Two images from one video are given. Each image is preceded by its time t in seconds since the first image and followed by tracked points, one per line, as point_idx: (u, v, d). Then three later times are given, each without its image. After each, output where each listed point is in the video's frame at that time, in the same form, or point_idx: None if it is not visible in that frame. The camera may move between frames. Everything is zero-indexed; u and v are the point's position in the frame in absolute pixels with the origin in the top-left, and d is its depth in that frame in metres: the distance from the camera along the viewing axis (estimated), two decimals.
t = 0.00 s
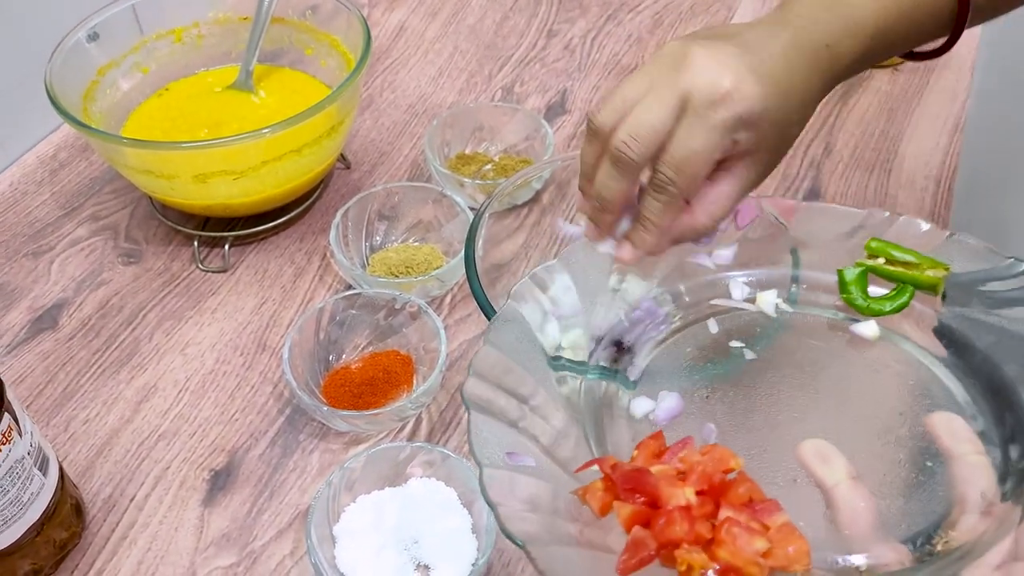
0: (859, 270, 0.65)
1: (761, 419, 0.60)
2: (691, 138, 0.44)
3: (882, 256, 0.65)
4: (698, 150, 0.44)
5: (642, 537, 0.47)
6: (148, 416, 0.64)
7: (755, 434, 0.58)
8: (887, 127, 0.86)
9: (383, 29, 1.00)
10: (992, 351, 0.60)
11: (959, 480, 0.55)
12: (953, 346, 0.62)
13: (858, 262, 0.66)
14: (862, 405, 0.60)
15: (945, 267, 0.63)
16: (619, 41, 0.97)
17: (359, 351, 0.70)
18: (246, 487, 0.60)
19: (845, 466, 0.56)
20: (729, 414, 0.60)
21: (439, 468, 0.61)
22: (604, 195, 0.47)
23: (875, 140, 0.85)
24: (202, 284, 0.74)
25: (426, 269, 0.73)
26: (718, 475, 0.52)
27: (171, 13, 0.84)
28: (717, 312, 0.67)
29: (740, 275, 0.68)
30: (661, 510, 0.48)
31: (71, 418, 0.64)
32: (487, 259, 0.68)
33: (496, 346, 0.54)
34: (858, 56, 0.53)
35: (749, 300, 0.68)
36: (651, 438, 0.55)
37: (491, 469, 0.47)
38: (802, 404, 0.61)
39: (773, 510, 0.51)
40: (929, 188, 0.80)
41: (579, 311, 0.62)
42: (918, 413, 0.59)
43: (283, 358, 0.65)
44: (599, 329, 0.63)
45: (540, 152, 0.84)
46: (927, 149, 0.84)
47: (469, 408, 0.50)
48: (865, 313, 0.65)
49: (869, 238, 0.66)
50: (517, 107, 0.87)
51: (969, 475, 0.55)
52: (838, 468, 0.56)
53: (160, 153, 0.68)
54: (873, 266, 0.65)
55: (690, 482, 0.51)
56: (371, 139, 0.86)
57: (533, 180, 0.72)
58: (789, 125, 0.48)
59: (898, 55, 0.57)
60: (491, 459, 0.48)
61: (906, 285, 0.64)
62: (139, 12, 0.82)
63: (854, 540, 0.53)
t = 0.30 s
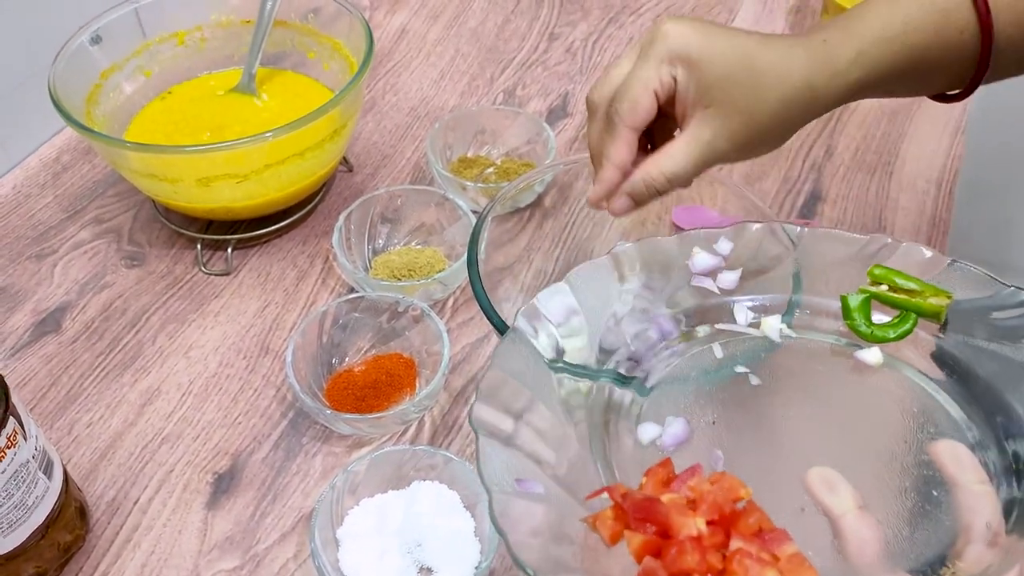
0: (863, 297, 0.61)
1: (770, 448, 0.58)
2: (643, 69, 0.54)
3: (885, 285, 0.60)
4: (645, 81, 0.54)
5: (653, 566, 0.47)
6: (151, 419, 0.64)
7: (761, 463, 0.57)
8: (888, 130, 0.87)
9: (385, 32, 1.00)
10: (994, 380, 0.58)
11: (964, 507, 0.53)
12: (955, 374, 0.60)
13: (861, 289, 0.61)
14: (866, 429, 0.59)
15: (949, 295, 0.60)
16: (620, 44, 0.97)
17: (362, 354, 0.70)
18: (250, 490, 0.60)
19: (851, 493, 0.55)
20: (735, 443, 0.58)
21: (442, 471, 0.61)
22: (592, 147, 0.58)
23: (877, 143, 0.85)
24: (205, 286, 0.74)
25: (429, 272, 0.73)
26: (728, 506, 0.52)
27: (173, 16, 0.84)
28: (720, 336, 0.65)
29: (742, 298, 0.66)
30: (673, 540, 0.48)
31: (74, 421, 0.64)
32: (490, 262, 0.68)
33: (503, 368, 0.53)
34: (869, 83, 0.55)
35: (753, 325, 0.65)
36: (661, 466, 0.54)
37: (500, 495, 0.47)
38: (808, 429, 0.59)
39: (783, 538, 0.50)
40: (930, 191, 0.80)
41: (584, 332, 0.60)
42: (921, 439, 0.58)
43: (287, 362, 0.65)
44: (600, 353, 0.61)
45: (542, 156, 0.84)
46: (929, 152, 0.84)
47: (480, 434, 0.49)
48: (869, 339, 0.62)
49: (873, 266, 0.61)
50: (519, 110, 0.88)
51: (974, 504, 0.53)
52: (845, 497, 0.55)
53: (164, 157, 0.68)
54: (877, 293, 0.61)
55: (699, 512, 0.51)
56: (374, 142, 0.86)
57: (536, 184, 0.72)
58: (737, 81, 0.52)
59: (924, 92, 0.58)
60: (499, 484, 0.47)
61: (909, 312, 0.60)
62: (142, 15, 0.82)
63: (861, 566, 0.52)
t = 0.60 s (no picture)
0: (861, 316, 0.60)
1: (770, 478, 0.56)
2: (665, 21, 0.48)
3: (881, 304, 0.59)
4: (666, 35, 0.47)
5: None
6: (154, 419, 0.64)
7: (764, 494, 0.55)
8: (891, 129, 0.87)
9: (387, 32, 1.00)
10: (998, 402, 0.56)
11: (973, 535, 0.51)
12: (957, 395, 0.58)
13: (858, 307, 0.60)
14: (871, 452, 0.57)
15: (948, 313, 0.58)
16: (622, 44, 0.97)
17: (365, 355, 0.70)
18: (253, 490, 0.60)
19: (858, 524, 0.52)
20: (734, 468, 0.56)
21: (445, 472, 0.61)
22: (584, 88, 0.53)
23: (879, 143, 0.85)
24: (207, 287, 0.74)
25: (431, 273, 0.73)
26: (734, 542, 0.48)
27: (176, 16, 0.84)
28: (712, 358, 0.63)
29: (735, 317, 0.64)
30: None
31: (78, 421, 0.64)
32: (493, 262, 0.68)
33: (493, 396, 0.50)
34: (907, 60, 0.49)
35: (749, 346, 0.63)
36: (660, 498, 0.52)
37: (495, 534, 0.44)
38: (809, 453, 0.57)
39: None
40: (933, 190, 0.80)
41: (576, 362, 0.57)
42: (926, 465, 0.55)
43: (290, 363, 0.65)
44: (598, 366, 0.59)
45: (544, 156, 0.84)
46: (932, 152, 0.84)
47: (469, 469, 0.46)
48: (867, 359, 0.60)
49: (870, 284, 0.59)
50: (522, 110, 0.87)
51: (981, 530, 0.51)
52: (851, 528, 0.52)
53: (167, 157, 0.68)
54: (875, 312, 0.59)
55: (705, 550, 0.47)
56: (376, 143, 0.86)
57: (539, 184, 0.72)
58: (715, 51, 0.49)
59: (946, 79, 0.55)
60: (491, 523, 0.45)
61: (908, 331, 0.59)
62: (144, 15, 0.82)
63: None
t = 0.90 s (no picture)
0: (873, 272, 0.61)
1: (765, 424, 0.59)
2: (636, 226, 0.41)
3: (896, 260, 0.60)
4: (693, 285, 0.40)
5: (637, 509, 0.46)
6: (152, 418, 0.64)
7: (760, 435, 0.58)
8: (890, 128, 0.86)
9: (386, 31, 1.00)
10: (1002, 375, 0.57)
11: (958, 479, 0.53)
12: (960, 352, 0.59)
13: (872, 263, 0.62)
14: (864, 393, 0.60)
15: (959, 274, 0.60)
16: (622, 43, 0.97)
17: (363, 354, 0.70)
18: (251, 490, 0.60)
19: (844, 456, 0.56)
20: (733, 410, 0.60)
21: (443, 471, 0.61)
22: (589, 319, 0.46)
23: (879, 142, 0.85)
24: (206, 286, 0.74)
25: (430, 272, 0.73)
26: (718, 454, 0.51)
27: (174, 15, 0.84)
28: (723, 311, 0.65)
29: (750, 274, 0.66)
30: (658, 483, 0.47)
31: (76, 421, 0.64)
32: (492, 261, 0.68)
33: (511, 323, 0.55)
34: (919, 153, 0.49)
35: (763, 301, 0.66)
36: (656, 416, 0.53)
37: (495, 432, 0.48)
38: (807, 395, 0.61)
39: (771, 492, 0.50)
40: (933, 189, 0.80)
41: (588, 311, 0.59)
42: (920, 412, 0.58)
43: (288, 362, 0.64)
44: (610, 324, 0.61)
45: (543, 155, 0.84)
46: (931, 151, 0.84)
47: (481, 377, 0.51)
48: (877, 315, 0.62)
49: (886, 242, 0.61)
50: (521, 109, 0.87)
51: (969, 475, 0.53)
52: (836, 459, 0.56)
53: (167, 156, 0.68)
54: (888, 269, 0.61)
55: (689, 458, 0.50)
56: (375, 142, 0.86)
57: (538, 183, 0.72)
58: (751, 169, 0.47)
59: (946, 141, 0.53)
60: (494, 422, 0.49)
61: (920, 289, 0.60)
62: (143, 14, 0.82)
63: (848, 531, 0.53)
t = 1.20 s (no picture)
0: (837, 279, 0.64)
1: (739, 432, 0.59)
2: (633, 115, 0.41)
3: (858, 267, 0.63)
4: (678, 162, 0.40)
5: (614, 546, 0.47)
6: (152, 418, 0.64)
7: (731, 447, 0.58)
8: (889, 129, 0.86)
9: (385, 32, 1.00)
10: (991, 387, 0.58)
11: (931, 491, 0.54)
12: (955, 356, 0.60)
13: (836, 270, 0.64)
14: (834, 405, 0.60)
15: (921, 279, 0.62)
16: (621, 43, 0.97)
17: (362, 354, 0.70)
18: (250, 490, 0.60)
19: (816, 475, 0.56)
20: (705, 425, 0.59)
21: (442, 471, 0.61)
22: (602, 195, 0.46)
23: (877, 143, 0.85)
24: (206, 286, 0.74)
25: (429, 272, 0.73)
26: (690, 484, 0.52)
27: (174, 15, 0.84)
28: (692, 320, 0.66)
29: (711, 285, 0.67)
30: (633, 518, 0.49)
31: (75, 421, 0.64)
32: (490, 263, 0.68)
33: (475, 346, 0.53)
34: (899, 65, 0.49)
35: (728, 307, 0.66)
36: (627, 445, 0.54)
37: (468, 475, 0.47)
38: (780, 403, 0.60)
39: (745, 518, 0.51)
40: (931, 190, 0.80)
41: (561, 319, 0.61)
42: (892, 423, 0.58)
43: (288, 362, 0.65)
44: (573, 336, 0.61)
45: (542, 156, 0.84)
46: (930, 152, 0.84)
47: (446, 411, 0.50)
48: (842, 322, 0.64)
49: (849, 249, 0.64)
50: (520, 110, 0.87)
51: (940, 486, 0.54)
52: (810, 478, 0.55)
53: (166, 156, 0.68)
54: (850, 275, 0.63)
55: (662, 491, 0.51)
56: (374, 142, 0.86)
57: (537, 184, 0.73)
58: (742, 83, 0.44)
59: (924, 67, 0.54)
60: (466, 463, 0.48)
61: (883, 295, 0.62)
62: (143, 15, 0.83)
63: (824, 549, 0.53)
